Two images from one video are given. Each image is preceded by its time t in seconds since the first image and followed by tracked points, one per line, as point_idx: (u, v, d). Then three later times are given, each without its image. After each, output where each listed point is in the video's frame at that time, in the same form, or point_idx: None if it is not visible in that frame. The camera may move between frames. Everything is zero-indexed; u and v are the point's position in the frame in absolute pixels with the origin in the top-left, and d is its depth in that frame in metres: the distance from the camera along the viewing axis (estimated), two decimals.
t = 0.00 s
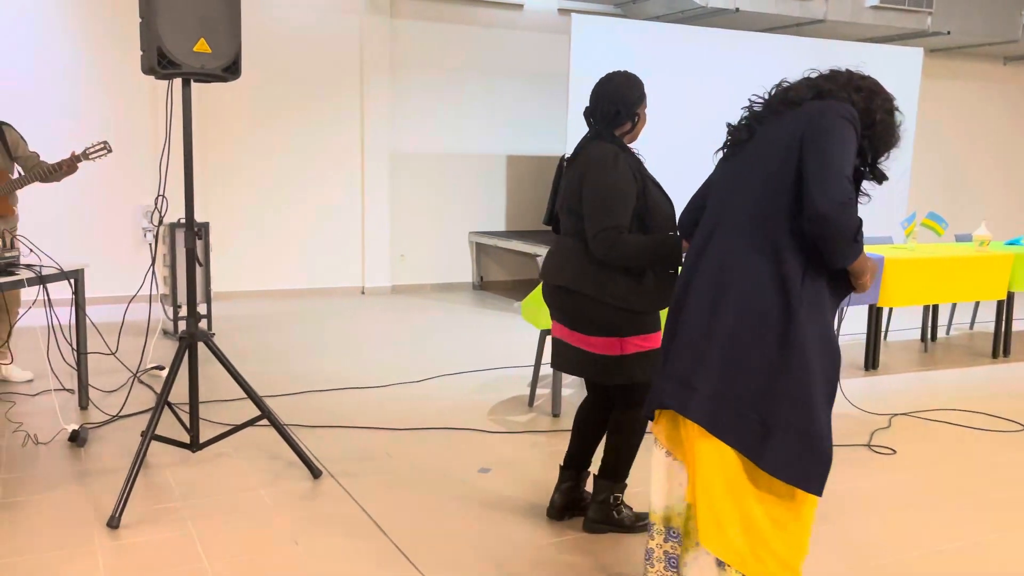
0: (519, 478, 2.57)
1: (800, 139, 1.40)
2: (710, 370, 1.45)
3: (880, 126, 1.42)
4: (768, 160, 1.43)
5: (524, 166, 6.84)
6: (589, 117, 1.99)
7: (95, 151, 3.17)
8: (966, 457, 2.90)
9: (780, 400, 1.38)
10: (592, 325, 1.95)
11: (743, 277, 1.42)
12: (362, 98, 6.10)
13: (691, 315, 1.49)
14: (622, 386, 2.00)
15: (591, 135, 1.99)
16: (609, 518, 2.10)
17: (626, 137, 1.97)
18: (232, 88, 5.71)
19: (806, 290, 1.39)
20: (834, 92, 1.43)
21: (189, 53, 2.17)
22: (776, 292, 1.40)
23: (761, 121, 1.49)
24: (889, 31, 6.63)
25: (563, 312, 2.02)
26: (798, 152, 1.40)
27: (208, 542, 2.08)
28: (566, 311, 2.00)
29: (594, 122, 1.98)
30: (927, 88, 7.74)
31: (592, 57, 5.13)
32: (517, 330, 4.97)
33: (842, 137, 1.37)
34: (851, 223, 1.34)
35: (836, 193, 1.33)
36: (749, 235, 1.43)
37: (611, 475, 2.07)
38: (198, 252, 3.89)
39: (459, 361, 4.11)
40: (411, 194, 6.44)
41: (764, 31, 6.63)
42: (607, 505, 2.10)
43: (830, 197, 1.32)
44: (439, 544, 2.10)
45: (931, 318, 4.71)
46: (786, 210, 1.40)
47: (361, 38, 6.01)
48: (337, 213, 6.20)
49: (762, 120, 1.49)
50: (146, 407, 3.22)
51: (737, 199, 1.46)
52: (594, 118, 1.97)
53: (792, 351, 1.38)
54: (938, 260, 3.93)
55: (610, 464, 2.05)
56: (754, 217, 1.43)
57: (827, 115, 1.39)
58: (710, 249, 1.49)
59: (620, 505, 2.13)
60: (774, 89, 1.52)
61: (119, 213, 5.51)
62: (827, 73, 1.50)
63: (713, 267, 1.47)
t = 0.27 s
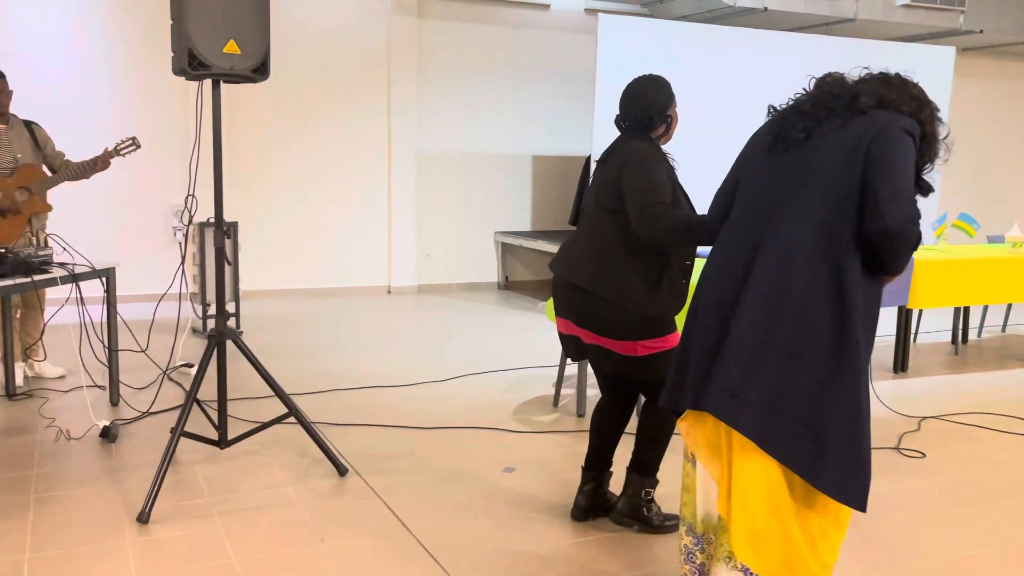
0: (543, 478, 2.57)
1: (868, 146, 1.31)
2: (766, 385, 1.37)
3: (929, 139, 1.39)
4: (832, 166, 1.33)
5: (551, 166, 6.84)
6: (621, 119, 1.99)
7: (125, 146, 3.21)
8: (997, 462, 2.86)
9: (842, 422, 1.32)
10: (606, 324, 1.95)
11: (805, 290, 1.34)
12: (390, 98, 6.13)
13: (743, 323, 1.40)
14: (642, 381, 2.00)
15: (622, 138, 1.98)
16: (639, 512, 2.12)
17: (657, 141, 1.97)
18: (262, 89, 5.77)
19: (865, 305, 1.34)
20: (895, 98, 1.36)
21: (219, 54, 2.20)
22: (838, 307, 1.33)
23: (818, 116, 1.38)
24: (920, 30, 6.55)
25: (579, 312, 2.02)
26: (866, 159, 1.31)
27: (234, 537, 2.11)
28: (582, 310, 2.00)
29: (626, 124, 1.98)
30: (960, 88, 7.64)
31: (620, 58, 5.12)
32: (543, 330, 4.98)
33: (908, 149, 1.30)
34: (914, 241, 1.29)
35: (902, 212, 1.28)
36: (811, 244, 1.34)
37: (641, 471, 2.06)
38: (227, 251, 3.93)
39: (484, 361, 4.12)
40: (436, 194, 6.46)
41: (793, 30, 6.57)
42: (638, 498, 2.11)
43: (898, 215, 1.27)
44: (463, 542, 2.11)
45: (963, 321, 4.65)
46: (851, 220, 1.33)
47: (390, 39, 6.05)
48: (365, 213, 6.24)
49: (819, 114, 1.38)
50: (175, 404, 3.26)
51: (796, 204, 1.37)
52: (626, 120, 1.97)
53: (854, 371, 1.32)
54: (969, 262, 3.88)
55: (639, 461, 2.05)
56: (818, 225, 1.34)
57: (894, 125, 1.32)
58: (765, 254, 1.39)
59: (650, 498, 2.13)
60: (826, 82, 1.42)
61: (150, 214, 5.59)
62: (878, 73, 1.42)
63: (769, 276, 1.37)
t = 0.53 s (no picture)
0: (570, 478, 2.57)
1: (909, 135, 1.29)
2: (835, 392, 1.32)
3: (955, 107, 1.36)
4: (876, 159, 1.30)
5: (578, 166, 6.83)
6: (652, 114, 1.98)
7: (156, 150, 3.25)
8: None
9: (910, 416, 1.31)
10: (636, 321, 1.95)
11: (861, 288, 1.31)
12: (418, 98, 6.15)
13: (800, 332, 1.34)
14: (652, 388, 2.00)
15: (655, 137, 1.97)
16: (647, 523, 2.10)
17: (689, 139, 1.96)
18: (291, 89, 5.82)
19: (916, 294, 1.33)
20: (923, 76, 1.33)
21: (250, 55, 2.22)
22: (895, 300, 1.32)
23: (851, 106, 1.34)
24: (954, 27, 6.46)
25: (606, 307, 2.01)
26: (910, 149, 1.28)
27: (263, 534, 2.13)
28: (609, 306, 2.00)
29: (657, 120, 1.98)
30: (994, 86, 7.53)
31: (649, 57, 5.10)
32: (570, 330, 4.97)
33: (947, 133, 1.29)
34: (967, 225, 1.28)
35: (950, 198, 1.26)
36: (862, 242, 1.31)
37: (646, 481, 2.05)
38: (257, 250, 3.97)
39: (511, 360, 4.12)
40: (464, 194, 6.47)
41: (824, 29, 6.51)
42: (646, 511, 2.09)
43: (951, 204, 1.26)
44: (489, 542, 2.12)
45: (996, 323, 4.58)
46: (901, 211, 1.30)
47: (418, 39, 6.07)
48: (393, 213, 6.27)
49: (850, 104, 1.34)
50: (205, 401, 3.30)
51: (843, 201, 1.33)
52: (657, 116, 1.96)
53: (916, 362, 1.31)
54: (1004, 263, 3.82)
55: (645, 470, 2.03)
56: (869, 222, 1.31)
57: (931, 110, 1.30)
58: (815, 256, 1.34)
59: (658, 509, 2.11)
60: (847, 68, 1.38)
61: (181, 213, 5.66)
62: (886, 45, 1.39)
63: (820, 279, 1.33)
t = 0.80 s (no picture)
0: (592, 478, 2.56)
1: (907, 128, 1.28)
2: (851, 395, 1.32)
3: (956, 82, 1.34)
4: (877, 157, 1.31)
5: (601, 166, 6.81)
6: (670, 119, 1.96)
7: (183, 155, 3.28)
8: None
9: (933, 406, 1.28)
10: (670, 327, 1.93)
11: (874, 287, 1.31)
12: (441, 98, 6.17)
13: (813, 338, 1.34)
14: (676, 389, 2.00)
15: (679, 142, 1.96)
16: (669, 524, 2.09)
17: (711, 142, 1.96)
18: (315, 90, 5.86)
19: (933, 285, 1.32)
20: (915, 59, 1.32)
21: (274, 56, 2.23)
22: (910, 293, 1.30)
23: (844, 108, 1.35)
24: (983, 26, 6.38)
25: (636, 313, 1.99)
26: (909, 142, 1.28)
27: (286, 531, 2.14)
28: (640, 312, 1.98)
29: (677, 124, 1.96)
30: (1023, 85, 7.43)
31: (672, 56, 5.08)
32: (592, 330, 4.96)
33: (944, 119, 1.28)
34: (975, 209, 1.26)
35: (954, 187, 1.25)
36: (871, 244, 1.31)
37: (670, 482, 2.04)
38: (280, 250, 3.99)
39: (533, 360, 4.12)
40: (485, 194, 6.48)
41: (850, 27, 6.45)
42: (670, 511, 2.08)
43: (955, 195, 1.25)
44: (511, 541, 2.12)
45: None
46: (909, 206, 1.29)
47: (441, 40, 6.08)
48: (416, 213, 6.29)
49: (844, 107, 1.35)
50: (229, 399, 3.33)
51: (849, 205, 1.33)
52: (677, 120, 1.95)
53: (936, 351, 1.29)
54: None
55: (668, 471, 2.03)
56: (877, 221, 1.31)
57: (926, 100, 1.29)
58: (825, 262, 1.35)
59: (681, 510, 2.11)
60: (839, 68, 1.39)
61: (206, 212, 5.71)
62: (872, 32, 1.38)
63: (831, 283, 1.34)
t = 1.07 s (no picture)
0: (611, 479, 2.56)
1: (910, 131, 1.28)
2: (847, 396, 1.34)
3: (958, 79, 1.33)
4: (876, 159, 1.32)
5: (621, 166, 6.79)
6: (677, 115, 1.95)
7: (207, 150, 3.31)
8: None
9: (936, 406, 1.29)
10: (697, 324, 1.92)
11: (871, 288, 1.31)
12: (461, 98, 6.17)
13: (812, 338, 1.36)
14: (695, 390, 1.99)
15: (689, 138, 1.94)
16: (689, 524, 2.09)
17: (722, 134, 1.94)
18: (337, 90, 5.88)
19: (935, 285, 1.31)
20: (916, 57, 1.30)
21: (296, 56, 2.24)
22: (908, 294, 1.30)
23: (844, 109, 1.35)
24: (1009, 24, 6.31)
25: (662, 313, 1.98)
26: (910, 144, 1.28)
27: (306, 530, 2.15)
28: (666, 310, 1.97)
29: (685, 119, 1.94)
30: None
31: (694, 56, 5.05)
32: (612, 330, 4.95)
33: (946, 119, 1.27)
34: (983, 209, 1.25)
35: (962, 187, 1.24)
36: (868, 244, 1.32)
37: (688, 481, 2.05)
38: (301, 249, 4.02)
39: (553, 360, 4.12)
40: (506, 194, 6.48)
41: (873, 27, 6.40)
42: (689, 511, 2.08)
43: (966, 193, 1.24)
44: (530, 541, 2.12)
45: None
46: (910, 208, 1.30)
47: (462, 40, 6.09)
48: (436, 213, 6.31)
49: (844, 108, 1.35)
50: (250, 397, 3.35)
51: (849, 207, 1.34)
52: (685, 115, 1.93)
53: (936, 353, 1.30)
54: None
55: (687, 470, 2.03)
56: (875, 223, 1.31)
57: (925, 100, 1.28)
58: (824, 264, 1.36)
59: (700, 511, 2.10)
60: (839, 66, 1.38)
61: (228, 212, 5.75)
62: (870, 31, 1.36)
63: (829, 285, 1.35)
